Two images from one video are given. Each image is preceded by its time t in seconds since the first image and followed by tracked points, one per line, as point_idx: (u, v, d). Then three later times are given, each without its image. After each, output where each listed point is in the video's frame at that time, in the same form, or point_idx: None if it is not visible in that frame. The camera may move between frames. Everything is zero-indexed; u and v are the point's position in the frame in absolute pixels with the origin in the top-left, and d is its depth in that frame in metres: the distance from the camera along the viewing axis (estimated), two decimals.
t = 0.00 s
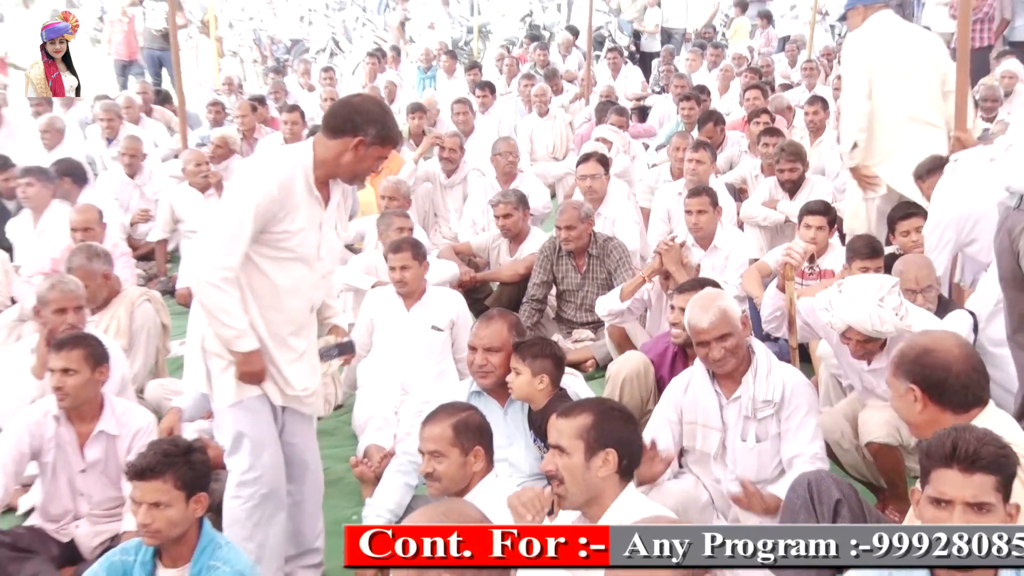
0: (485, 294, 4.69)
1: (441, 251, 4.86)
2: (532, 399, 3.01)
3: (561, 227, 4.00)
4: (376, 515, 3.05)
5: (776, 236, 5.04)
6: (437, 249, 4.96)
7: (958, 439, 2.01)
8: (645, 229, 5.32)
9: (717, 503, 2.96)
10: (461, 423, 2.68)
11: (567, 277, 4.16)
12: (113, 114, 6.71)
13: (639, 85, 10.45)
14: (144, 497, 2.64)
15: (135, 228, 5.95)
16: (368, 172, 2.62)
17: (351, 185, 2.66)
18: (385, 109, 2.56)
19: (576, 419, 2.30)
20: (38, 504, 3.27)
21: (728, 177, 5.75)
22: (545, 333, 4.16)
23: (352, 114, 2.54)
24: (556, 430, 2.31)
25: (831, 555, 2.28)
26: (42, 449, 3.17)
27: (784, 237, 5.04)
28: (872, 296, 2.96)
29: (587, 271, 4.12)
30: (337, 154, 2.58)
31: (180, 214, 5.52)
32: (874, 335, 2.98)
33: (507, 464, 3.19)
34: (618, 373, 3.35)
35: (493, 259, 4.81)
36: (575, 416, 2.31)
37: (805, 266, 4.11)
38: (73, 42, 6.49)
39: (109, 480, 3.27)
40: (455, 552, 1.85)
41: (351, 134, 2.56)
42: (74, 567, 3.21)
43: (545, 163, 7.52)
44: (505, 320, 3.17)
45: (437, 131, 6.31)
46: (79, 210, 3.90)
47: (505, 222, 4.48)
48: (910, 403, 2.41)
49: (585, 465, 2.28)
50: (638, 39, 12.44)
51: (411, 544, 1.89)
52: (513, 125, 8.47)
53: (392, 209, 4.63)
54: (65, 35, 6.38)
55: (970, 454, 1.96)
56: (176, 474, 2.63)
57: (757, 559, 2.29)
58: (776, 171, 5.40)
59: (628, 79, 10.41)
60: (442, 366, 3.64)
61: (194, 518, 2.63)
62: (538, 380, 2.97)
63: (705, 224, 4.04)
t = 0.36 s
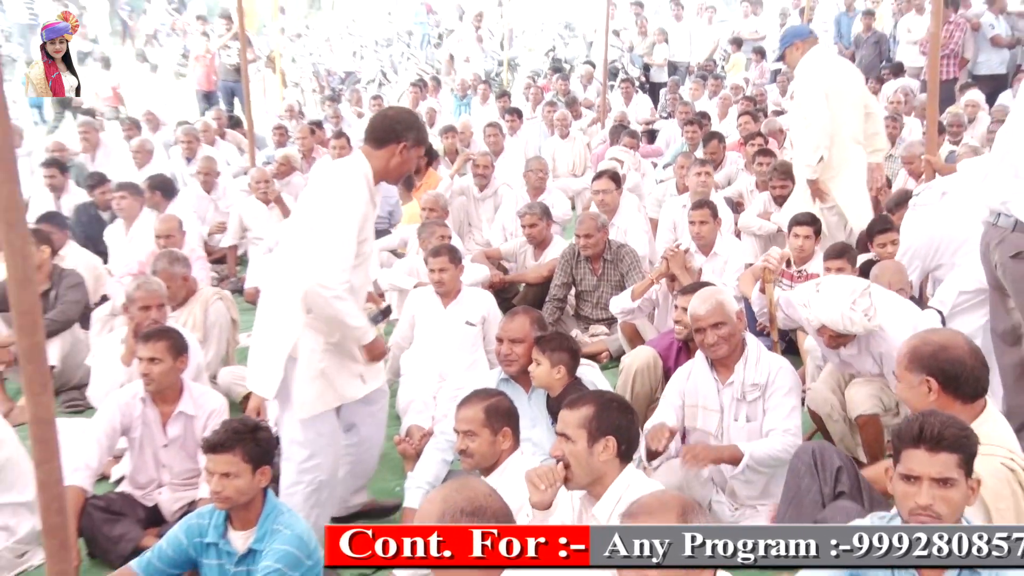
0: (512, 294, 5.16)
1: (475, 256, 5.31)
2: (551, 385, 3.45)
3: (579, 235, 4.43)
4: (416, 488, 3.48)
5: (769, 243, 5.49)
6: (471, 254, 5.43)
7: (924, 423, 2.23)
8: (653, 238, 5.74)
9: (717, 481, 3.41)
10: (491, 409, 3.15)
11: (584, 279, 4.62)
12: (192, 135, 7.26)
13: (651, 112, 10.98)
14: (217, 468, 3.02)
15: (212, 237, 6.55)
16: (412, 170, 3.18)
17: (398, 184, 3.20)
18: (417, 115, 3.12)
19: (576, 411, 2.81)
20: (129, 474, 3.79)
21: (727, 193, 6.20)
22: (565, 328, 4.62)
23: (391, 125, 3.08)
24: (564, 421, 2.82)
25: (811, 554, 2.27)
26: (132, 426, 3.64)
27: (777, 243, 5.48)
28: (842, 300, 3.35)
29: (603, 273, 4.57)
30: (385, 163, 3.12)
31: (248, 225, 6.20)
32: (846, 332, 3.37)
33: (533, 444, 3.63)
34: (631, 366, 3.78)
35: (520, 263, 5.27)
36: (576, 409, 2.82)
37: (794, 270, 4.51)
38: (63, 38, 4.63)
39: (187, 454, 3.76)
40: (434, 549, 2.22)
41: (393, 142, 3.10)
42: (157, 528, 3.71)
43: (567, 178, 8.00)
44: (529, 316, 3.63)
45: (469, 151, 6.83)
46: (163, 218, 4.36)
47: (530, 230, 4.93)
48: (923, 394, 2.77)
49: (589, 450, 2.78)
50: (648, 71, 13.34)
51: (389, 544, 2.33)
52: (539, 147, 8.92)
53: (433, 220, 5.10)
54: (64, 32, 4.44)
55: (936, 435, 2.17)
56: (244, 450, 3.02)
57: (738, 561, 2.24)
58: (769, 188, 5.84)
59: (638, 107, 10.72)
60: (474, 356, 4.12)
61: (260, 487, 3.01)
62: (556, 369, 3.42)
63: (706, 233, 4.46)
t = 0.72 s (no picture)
0: (534, 295, 5.67)
1: (503, 262, 5.82)
2: (562, 375, 3.96)
3: (596, 241, 4.91)
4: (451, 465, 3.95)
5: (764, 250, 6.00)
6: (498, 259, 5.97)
7: (897, 409, 2.54)
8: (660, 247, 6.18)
9: (720, 462, 3.94)
10: (524, 395, 3.64)
11: (598, 283, 5.11)
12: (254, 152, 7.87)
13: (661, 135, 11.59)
14: (277, 448, 3.44)
15: (274, 243, 7.19)
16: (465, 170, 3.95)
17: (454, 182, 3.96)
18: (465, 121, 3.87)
19: (595, 401, 3.26)
20: (202, 449, 4.36)
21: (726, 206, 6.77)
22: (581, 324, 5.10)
23: (445, 132, 3.85)
24: (585, 410, 3.28)
25: (786, 555, 2.43)
26: (205, 408, 4.19)
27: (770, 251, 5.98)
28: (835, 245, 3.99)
29: (615, 276, 5.05)
30: (443, 163, 3.88)
31: (305, 233, 6.88)
32: (837, 273, 3.96)
33: (553, 428, 4.08)
34: (638, 355, 4.31)
35: (542, 266, 5.78)
36: (595, 399, 3.27)
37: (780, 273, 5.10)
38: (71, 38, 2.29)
39: (252, 433, 4.30)
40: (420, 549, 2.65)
41: (448, 146, 3.85)
42: (226, 497, 4.27)
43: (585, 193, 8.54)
44: (549, 313, 4.13)
45: (495, 169, 7.44)
46: (231, 227, 4.92)
47: (552, 238, 5.43)
48: (890, 382, 3.12)
49: (605, 435, 3.26)
50: (656, 98, 14.39)
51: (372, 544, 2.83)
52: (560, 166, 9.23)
53: (466, 230, 5.63)
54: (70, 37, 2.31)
55: (908, 421, 2.49)
56: (300, 429, 3.48)
57: (716, 560, 2.40)
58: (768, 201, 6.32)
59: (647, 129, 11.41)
60: (502, 350, 4.64)
61: (313, 463, 3.46)
62: (568, 361, 3.93)
63: (708, 242, 4.93)
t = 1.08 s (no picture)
0: (551, 296, 6.20)
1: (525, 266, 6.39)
2: (572, 368, 4.47)
3: (609, 246, 5.43)
4: (479, 445, 4.50)
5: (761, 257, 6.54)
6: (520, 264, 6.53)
7: (876, 399, 2.94)
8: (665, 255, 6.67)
9: (717, 447, 4.52)
10: (554, 383, 4.16)
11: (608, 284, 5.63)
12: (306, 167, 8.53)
13: (665, 155, 12.37)
14: (326, 428, 3.95)
15: (323, 248, 7.92)
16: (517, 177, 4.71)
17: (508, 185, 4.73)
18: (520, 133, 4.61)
19: (604, 391, 3.71)
20: (258, 430, 4.94)
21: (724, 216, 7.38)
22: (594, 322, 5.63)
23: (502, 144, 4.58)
24: (595, 398, 3.73)
25: (759, 554, 2.72)
26: (263, 393, 4.78)
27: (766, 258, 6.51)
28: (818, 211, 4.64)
29: (625, 278, 5.57)
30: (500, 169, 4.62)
31: (350, 240, 7.57)
32: (820, 235, 4.63)
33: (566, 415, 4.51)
34: (642, 348, 4.93)
35: (559, 270, 6.30)
36: (603, 389, 3.73)
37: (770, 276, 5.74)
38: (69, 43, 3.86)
39: (303, 417, 4.87)
40: (401, 551, 2.99)
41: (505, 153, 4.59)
42: (280, 472, 4.84)
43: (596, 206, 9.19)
44: (563, 310, 4.67)
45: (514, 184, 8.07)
46: (284, 234, 5.53)
47: (568, 244, 5.96)
48: (857, 380, 3.58)
49: (611, 421, 3.72)
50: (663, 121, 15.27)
51: (352, 545, 3.06)
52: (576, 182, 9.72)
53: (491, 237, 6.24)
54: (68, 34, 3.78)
55: (887, 407, 2.88)
56: (346, 413, 3.96)
57: (695, 559, 2.66)
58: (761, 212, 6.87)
59: (653, 147, 12.14)
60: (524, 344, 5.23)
61: (357, 443, 3.95)
62: (577, 356, 4.45)
63: (708, 248, 5.44)
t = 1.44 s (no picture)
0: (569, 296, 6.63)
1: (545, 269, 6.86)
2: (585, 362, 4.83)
3: (622, 251, 5.86)
4: (503, 432, 4.93)
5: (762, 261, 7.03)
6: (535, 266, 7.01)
7: (893, 403, 3.25)
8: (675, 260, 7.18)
9: (721, 434, 5.00)
10: (574, 375, 4.44)
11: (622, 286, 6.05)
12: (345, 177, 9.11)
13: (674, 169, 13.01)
14: (362, 416, 4.34)
15: (360, 253, 8.53)
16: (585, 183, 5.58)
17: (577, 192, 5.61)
18: (585, 148, 5.43)
19: (616, 386, 3.99)
20: (302, 417, 5.39)
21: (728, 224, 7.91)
22: (608, 320, 6.05)
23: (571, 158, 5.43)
24: (608, 393, 4.00)
25: (746, 555, 2.79)
26: (308, 382, 5.26)
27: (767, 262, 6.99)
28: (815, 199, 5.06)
29: (636, 280, 5.99)
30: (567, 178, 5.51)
31: (385, 244, 8.13)
32: (820, 220, 5.06)
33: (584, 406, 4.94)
34: (654, 345, 5.40)
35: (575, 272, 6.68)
36: (616, 384, 4.00)
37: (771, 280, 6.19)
38: (67, 42, 4.57)
39: (343, 406, 5.32)
40: (378, 549, 3.23)
41: (572, 165, 5.45)
42: (321, 455, 5.29)
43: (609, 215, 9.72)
44: (583, 308, 5.10)
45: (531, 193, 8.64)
46: (325, 239, 6.05)
47: (586, 249, 6.39)
48: (862, 378, 3.81)
49: (622, 415, 3.97)
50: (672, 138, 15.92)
51: (331, 545, 3.19)
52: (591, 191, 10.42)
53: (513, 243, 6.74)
54: (67, 35, 4.49)
55: (899, 411, 3.22)
56: (380, 402, 4.34)
57: (676, 560, 2.77)
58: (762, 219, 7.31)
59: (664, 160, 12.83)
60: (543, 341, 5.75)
61: (391, 429, 4.36)
62: (588, 353, 4.82)
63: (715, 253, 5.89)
